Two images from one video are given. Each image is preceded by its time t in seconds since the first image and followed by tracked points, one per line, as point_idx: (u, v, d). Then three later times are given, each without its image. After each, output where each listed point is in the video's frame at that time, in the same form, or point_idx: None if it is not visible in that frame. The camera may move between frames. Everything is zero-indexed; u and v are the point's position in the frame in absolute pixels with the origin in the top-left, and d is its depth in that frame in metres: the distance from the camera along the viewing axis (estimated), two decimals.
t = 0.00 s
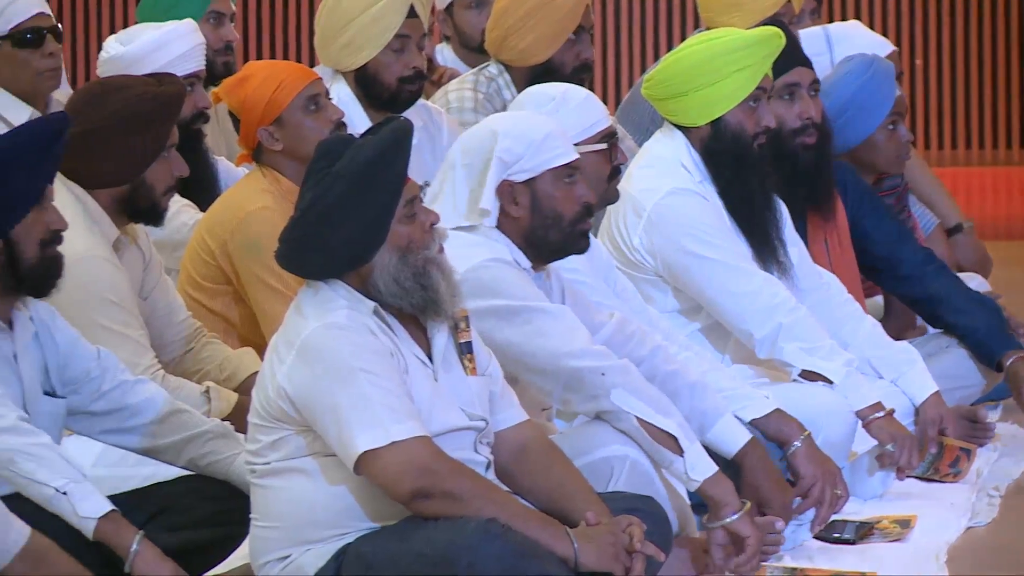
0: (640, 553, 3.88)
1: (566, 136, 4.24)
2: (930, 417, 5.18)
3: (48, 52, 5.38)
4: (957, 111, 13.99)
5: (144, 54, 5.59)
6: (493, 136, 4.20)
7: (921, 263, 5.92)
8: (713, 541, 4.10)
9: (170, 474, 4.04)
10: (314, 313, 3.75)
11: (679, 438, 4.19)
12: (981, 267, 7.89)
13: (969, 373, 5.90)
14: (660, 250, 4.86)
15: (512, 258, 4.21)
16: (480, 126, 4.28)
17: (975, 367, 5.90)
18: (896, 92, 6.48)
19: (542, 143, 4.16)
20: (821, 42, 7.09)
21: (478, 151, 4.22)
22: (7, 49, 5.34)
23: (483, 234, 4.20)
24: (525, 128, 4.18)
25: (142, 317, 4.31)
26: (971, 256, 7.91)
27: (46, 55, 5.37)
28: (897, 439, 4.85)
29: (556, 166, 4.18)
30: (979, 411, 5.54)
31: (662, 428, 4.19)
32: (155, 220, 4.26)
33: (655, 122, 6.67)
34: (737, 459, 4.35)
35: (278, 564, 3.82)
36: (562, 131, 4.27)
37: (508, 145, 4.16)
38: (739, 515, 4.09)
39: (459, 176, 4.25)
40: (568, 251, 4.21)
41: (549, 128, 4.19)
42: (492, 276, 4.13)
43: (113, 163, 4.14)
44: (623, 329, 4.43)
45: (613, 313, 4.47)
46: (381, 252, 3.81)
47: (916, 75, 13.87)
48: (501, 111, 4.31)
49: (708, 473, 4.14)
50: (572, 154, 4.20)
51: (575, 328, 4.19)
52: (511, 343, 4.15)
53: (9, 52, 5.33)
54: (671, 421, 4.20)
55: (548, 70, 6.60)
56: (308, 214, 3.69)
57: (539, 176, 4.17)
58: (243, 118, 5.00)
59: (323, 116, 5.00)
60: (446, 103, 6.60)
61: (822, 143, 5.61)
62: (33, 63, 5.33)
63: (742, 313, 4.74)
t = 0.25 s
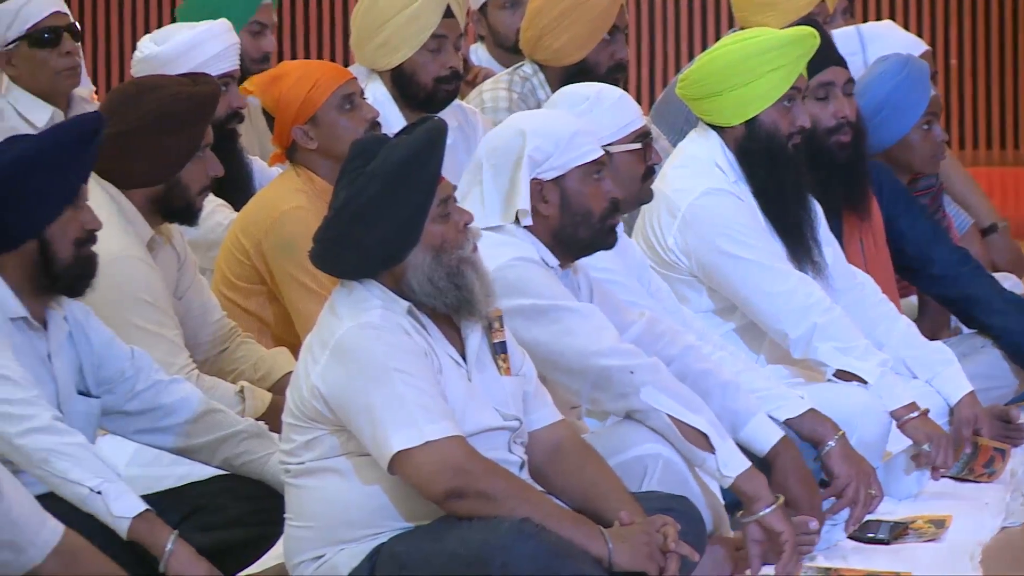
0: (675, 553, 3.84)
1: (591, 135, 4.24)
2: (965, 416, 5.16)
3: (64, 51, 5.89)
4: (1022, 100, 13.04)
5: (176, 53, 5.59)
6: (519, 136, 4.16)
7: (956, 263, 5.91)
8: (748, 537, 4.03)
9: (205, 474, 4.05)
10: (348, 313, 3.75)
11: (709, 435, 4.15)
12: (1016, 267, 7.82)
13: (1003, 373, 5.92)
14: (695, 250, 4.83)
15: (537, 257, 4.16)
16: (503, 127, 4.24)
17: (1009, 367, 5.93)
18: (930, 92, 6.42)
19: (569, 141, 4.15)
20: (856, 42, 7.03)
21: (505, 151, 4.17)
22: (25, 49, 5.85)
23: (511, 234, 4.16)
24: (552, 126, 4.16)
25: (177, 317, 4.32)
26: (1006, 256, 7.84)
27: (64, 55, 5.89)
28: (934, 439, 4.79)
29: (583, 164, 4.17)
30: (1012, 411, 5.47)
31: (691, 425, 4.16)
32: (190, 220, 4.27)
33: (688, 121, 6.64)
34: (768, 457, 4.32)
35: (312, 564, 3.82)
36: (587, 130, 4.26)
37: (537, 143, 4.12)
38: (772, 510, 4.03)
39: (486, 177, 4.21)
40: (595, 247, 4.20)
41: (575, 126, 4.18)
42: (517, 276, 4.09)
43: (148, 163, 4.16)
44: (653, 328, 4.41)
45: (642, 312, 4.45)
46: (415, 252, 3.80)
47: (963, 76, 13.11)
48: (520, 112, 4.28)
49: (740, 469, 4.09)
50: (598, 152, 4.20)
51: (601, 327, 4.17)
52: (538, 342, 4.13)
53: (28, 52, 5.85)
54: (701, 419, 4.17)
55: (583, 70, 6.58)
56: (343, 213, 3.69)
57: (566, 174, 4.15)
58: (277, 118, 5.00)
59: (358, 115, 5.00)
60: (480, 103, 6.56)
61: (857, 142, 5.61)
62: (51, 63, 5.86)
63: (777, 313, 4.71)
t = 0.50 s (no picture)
0: (708, 553, 3.84)
1: (612, 130, 4.24)
2: (999, 417, 5.10)
3: (84, 52, 5.87)
4: None
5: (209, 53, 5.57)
6: (541, 134, 4.17)
7: (993, 265, 5.89)
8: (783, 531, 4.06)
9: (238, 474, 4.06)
10: (381, 313, 3.74)
11: (737, 431, 4.11)
12: None
13: None
14: (728, 249, 4.81)
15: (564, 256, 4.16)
16: (525, 125, 4.25)
17: None
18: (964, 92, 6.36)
19: (591, 137, 4.15)
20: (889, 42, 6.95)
21: (527, 149, 4.18)
22: (45, 52, 5.87)
23: (537, 233, 4.17)
24: (573, 123, 4.17)
25: (210, 316, 4.33)
26: None
27: (84, 55, 5.87)
28: (967, 438, 4.76)
29: (606, 159, 4.17)
30: None
31: (719, 421, 4.13)
32: (224, 219, 4.29)
33: (722, 121, 6.61)
34: (802, 452, 4.29)
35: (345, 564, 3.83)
36: (608, 126, 4.26)
37: (559, 141, 4.13)
38: (805, 502, 4.03)
39: (510, 177, 4.22)
40: (617, 243, 4.18)
41: (595, 122, 4.18)
42: (544, 276, 4.09)
43: (182, 162, 4.17)
44: (679, 327, 4.38)
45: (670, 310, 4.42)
46: (447, 252, 3.80)
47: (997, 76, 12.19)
48: (540, 111, 4.29)
49: (771, 464, 4.06)
50: (620, 147, 4.20)
51: (628, 326, 4.15)
52: (566, 341, 4.12)
53: (48, 56, 5.86)
54: (730, 414, 4.14)
55: (616, 69, 6.56)
56: (375, 214, 3.68)
57: (589, 170, 4.15)
58: (311, 117, 5.01)
59: (390, 115, 5.00)
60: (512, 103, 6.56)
61: (893, 143, 5.58)
62: (72, 64, 5.85)
63: (810, 313, 4.68)
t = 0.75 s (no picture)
0: (741, 553, 3.82)
1: (646, 130, 4.22)
2: None
3: (104, 59, 5.92)
4: None
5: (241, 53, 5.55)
6: (576, 133, 4.16)
7: None
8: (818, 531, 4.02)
9: (272, 473, 4.08)
10: (414, 313, 3.74)
11: (770, 431, 4.09)
12: None
13: None
14: (761, 249, 4.79)
15: (598, 257, 4.15)
16: (559, 124, 4.24)
17: None
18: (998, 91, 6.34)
19: (625, 137, 4.14)
20: (924, 40, 6.90)
21: (561, 149, 4.16)
22: (65, 60, 5.90)
23: (571, 233, 4.15)
24: (608, 123, 4.15)
25: (243, 316, 4.35)
26: None
27: (103, 63, 5.92)
28: (1002, 437, 4.70)
29: (640, 159, 4.15)
30: None
31: (752, 421, 4.11)
32: (256, 219, 4.30)
33: (756, 121, 6.59)
34: (835, 452, 4.26)
35: (378, 563, 3.83)
36: (642, 126, 4.24)
37: (593, 141, 4.11)
38: (840, 504, 4.00)
39: (543, 177, 4.19)
40: (652, 242, 4.18)
41: (630, 122, 4.16)
42: (578, 275, 4.09)
43: (215, 162, 4.18)
44: (713, 326, 4.36)
45: (703, 310, 4.40)
46: (480, 252, 3.80)
47: None
48: (573, 111, 4.27)
49: (806, 464, 4.03)
50: (655, 146, 4.17)
51: (662, 327, 4.13)
52: (600, 341, 4.12)
53: (68, 64, 5.90)
54: (763, 414, 4.13)
55: (649, 69, 6.54)
56: (408, 213, 3.68)
57: (623, 170, 4.14)
58: (346, 117, 5.01)
59: (425, 115, 5.00)
60: (545, 102, 6.53)
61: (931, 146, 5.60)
62: (91, 72, 5.90)
63: (843, 312, 4.66)
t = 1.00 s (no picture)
0: (782, 552, 3.80)
1: (692, 129, 4.18)
2: None
3: (130, 66, 5.50)
4: None
5: (282, 53, 5.54)
6: (623, 135, 4.13)
7: None
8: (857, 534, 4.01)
9: (313, 473, 4.09)
10: (453, 312, 3.74)
11: (812, 433, 4.09)
12: None
13: None
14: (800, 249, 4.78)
15: (641, 257, 4.12)
16: (605, 125, 4.21)
17: None
18: None
19: (671, 137, 4.10)
20: (964, 40, 7.05)
21: (606, 150, 4.15)
22: (89, 68, 5.48)
23: (615, 234, 4.13)
24: (654, 124, 4.12)
25: (284, 315, 4.36)
26: None
27: (129, 69, 5.50)
28: None
29: (687, 160, 4.11)
30: None
31: (795, 424, 4.09)
32: (296, 219, 4.30)
33: (796, 121, 6.57)
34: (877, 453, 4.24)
35: (418, 563, 3.84)
36: (688, 126, 4.21)
37: (640, 142, 4.09)
38: (880, 507, 4.00)
39: (589, 178, 4.19)
40: (696, 243, 4.13)
41: (676, 122, 4.13)
42: (619, 277, 4.05)
43: (256, 162, 4.20)
44: (756, 326, 4.32)
45: (745, 310, 4.36)
46: (519, 251, 3.79)
47: None
48: (620, 110, 4.24)
49: (846, 467, 4.03)
50: (702, 147, 4.14)
51: (705, 328, 4.11)
52: (643, 343, 4.08)
53: (93, 71, 5.48)
54: (805, 417, 4.11)
55: (689, 68, 6.52)
56: (447, 214, 3.68)
57: (668, 172, 4.10)
58: (386, 117, 5.02)
59: (466, 116, 5.00)
60: (585, 101, 6.53)
61: (972, 145, 5.76)
62: (117, 79, 5.48)
63: (883, 313, 4.63)
